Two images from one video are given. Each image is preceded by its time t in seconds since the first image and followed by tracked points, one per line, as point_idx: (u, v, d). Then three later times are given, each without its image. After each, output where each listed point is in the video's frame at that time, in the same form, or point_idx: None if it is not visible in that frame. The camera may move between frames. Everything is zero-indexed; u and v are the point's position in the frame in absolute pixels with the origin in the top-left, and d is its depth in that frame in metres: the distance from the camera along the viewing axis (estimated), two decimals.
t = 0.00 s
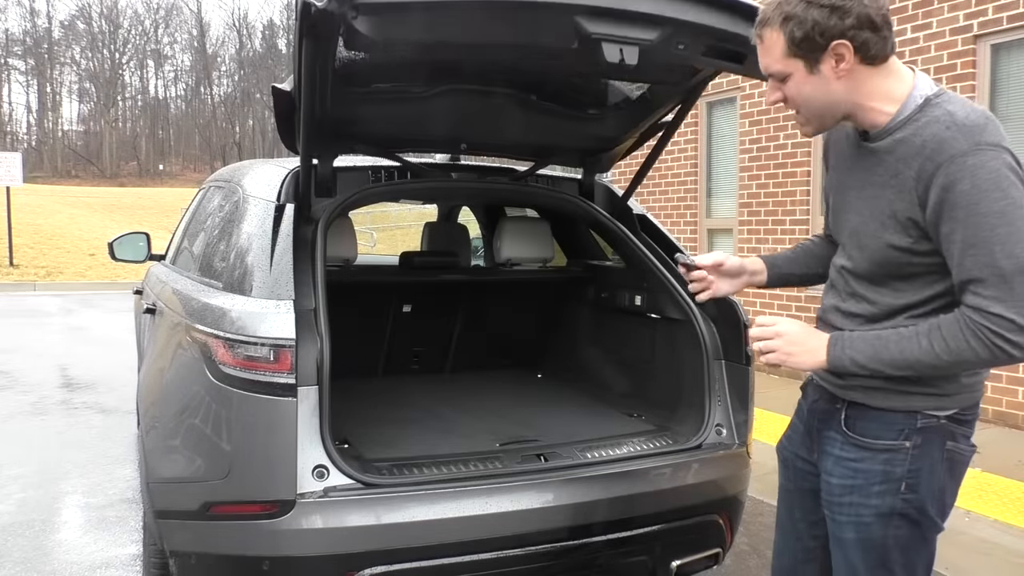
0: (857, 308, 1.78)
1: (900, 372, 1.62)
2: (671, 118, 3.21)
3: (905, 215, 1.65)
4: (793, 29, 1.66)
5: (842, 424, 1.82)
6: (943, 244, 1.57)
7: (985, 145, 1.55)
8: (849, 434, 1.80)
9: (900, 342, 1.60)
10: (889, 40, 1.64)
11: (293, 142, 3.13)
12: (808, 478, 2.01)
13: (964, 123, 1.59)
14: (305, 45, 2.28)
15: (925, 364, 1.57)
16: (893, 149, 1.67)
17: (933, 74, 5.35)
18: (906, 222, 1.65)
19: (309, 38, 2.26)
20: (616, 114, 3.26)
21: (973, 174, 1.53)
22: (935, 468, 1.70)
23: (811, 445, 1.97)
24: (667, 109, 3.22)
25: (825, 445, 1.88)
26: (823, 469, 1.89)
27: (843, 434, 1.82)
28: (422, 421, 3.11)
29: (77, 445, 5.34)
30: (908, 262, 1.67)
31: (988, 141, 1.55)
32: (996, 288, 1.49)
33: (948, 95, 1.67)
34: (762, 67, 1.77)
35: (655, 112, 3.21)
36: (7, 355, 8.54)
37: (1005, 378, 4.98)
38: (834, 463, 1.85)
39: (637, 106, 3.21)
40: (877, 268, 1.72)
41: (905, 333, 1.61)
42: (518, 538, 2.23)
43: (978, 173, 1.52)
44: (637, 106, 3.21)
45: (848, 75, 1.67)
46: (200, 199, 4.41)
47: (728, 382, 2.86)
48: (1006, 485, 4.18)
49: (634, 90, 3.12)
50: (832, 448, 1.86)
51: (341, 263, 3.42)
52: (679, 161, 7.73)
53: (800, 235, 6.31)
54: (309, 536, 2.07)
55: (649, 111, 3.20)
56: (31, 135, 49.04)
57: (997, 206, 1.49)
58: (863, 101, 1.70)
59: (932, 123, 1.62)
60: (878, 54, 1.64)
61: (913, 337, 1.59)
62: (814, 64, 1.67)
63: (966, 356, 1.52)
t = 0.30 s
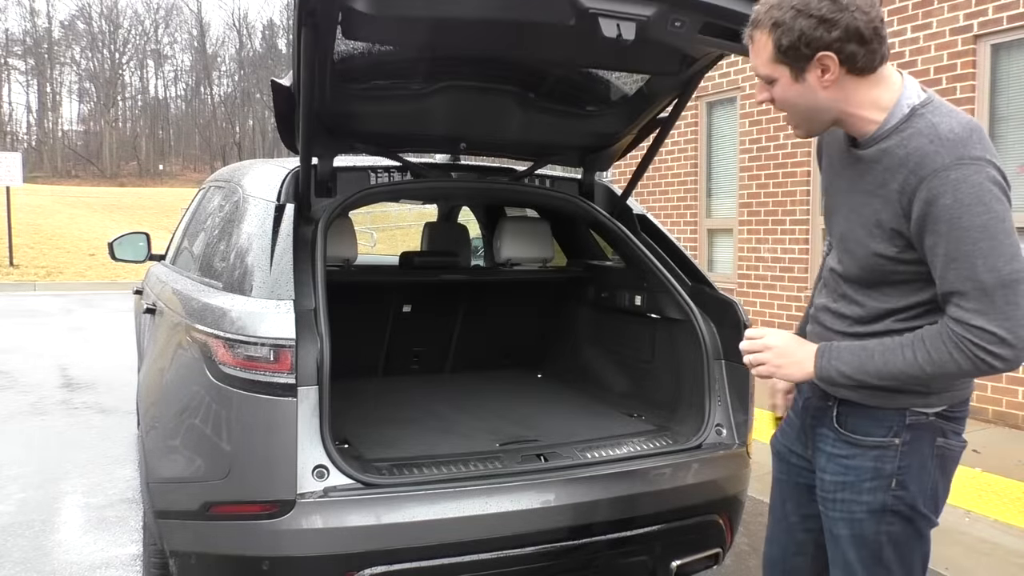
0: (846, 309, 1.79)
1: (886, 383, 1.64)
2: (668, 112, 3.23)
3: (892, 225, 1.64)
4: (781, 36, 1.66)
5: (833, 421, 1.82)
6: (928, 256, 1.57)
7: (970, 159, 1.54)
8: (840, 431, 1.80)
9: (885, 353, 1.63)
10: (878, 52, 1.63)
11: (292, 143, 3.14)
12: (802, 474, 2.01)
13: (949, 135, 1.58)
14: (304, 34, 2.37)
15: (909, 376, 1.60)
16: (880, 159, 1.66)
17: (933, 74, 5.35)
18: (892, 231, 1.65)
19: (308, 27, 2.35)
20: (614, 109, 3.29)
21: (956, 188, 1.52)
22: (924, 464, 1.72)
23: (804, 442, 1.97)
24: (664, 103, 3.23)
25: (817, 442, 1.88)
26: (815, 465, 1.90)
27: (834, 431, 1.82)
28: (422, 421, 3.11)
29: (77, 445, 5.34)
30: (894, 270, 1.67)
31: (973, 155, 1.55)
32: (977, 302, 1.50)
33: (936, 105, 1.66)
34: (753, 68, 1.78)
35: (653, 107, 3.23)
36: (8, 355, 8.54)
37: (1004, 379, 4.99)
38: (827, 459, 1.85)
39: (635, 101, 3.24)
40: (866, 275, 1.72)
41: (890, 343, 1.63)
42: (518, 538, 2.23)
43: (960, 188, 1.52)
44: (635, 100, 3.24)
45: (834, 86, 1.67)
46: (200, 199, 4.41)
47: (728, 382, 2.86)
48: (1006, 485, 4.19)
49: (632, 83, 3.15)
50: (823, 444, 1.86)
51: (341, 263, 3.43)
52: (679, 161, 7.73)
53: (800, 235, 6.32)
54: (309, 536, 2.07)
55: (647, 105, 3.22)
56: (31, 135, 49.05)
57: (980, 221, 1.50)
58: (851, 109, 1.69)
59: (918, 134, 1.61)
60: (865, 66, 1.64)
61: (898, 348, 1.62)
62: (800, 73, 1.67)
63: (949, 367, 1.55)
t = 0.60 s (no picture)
0: (828, 313, 1.80)
1: (867, 389, 1.64)
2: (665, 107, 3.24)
3: (854, 234, 1.67)
4: (730, 65, 1.65)
5: (820, 415, 1.82)
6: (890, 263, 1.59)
7: (919, 167, 1.56)
8: (826, 424, 1.81)
9: (861, 360, 1.62)
10: (824, 72, 1.64)
11: (293, 142, 3.14)
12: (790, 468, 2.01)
13: (897, 146, 1.60)
14: (303, 26, 2.41)
15: (884, 378, 1.60)
16: (835, 174, 1.68)
17: (933, 74, 5.35)
18: (856, 241, 1.66)
19: (310, 19, 2.40)
20: (612, 106, 3.32)
21: (907, 197, 1.54)
22: (907, 455, 1.73)
23: (790, 436, 1.98)
24: (662, 100, 3.24)
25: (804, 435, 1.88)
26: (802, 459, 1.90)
27: (820, 424, 1.82)
28: (421, 421, 3.11)
29: (77, 445, 5.34)
30: (863, 277, 1.68)
31: (920, 162, 1.56)
32: (940, 303, 1.51)
33: (883, 117, 1.67)
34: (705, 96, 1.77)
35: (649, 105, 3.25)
36: (8, 355, 8.54)
37: (1004, 379, 4.99)
38: (813, 452, 1.85)
39: (632, 97, 3.26)
40: (840, 281, 1.74)
41: (865, 349, 1.63)
42: (518, 538, 2.23)
43: (910, 196, 1.54)
44: (633, 97, 3.26)
45: (785, 109, 1.66)
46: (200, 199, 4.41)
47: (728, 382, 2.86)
48: (1006, 484, 4.19)
49: (629, 80, 3.19)
50: (809, 438, 1.86)
51: (341, 262, 3.43)
52: (679, 160, 7.73)
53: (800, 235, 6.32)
54: (309, 536, 2.07)
55: (644, 102, 3.24)
56: (31, 135, 49.05)
57: (933, 225, 1.51)
58: (803, 128, 1.69)
59: (869, 147, 1.63)
60: (814, 87, 1.64)
61: (874, 354, 1.61)
62: (754, 99, 1.66)
63: (924, 367, 1.54)
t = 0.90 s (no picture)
0: (793, 325, 1.88)
1: (838, 387, 1.72)
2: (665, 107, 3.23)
3: (788, 252, 1.80)
4: (644, 122, 1.78)
5: (807, 410, 1.88)
6: (828, 267, 1.72)
7: (832, 178, 1.73)
8: (815, 418, 1.87)
9: (826, 360, 1.71)
10: (728, 120, 1.78)
11: (292, 142, 3.14)
12: (767, 466, 2.04)
13: (807, 164, 1.77)
14: (303, 25, 2.41)
15: (853, 372, 1.69)
16: (763, 201, 1.81)
17: (933, 74, 5.35)
18: (790, 255, 1.80)
19: (312, 17, 2.39)
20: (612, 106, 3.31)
21: (830, 206, 1.69)
22: (891, 441, 1.85)
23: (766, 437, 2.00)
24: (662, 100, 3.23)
25: (790, 433, 1.91)
26: (787, 455, 1.93)
27: (807, 419, 1.88)
28: (421, 421, 3.12)
29: (77, 445, 5.33)
30: (804, 286, 1.81)
31: (832, 174, 1.74)
32: (881, 291, 1.65)
33: (783, 145, 1.85)
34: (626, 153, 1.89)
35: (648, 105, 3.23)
36: (9, 355, 8.54)
37: (1004, 378, 4.99)
38: (801, 446, 1.89)
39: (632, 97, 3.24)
40: (786, 296, 1.86)
41: (827, 350, 1.72)
42: (518, 538, 2.23)
43: (832, 204, 1.69)
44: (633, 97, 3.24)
45: (699, 156, 1.79)
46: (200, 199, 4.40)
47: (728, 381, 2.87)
48: (1006, 484, 4.19)
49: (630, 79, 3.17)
50: (795, 433, 1.90)
51: (341, 263, 3.42)
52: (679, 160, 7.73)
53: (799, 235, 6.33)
54: (309, 536, 2.07)
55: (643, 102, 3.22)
56: (31, 135, 49.05)
57: (858, 224, 1.67)
58: (718, 172, 1.82)
59: (782, 170, 1.79)
60: (722, 134, 1.77)
61: (834, 354, 1.70)
62: (670, 151, 1.79)
63: (883, 351, 1.66)
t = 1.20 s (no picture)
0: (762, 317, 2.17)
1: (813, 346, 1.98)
2: (666, 107, 3.23)
3: (730, 250, 2.09)
4: (568, 178, 2.09)
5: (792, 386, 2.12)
6: (766, 247, 2.02)
7: (740, 171, 2.06)
8: (800, 391, 2.11)
9: (792, 326, 1.98)
10: (639, 164, 2.10)
11: (292, 142, 3.14)
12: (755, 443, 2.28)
13: (715, 169, 2.09)
14: (303, 25, 2.41)
15: (821, 327, 1.96)
16: (693, 211, 2.11)
17: (933, 74, 5.35)
18: (731, 250, 2.09)
19: (311, 17, 2.39)
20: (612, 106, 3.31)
21: (751, 196, 2.00)
22: (869, 405, 2.10)
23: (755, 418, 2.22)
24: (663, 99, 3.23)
25: (779, 407, 2.14)
26: (778, 429, 2.16)
27: (793, 393, 2.12)
28: (422, 421, 3.12)
29: (77, 445, 5.33)
30: (750, 274, 2.11)
31: (739, 169, 2.07)
32: (816, 250, 1.96)
33: (689, 165, 2.17)
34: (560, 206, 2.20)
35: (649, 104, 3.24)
36: (9, 355, 8.54)
37: (1004, 378, 4.99)
38: (791, 418, 2.13)
39: (632, 97, 3.25)
40: (742, 290, 2.14)
41: (790, 319, 2.00)
42: (519, 538, 2.23)
43: (749, 193, 2.01)
44: (633, 97, 3.25)
45: (620, 200, 2.10)
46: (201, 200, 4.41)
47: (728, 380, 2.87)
48: (1006, 484, 4.19)
49: (630, 79, 3.18)
50: (785, 407, 2.14)
51: (341, 263, 3.42)
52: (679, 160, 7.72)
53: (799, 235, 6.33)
54: (309, 536, 2.07)
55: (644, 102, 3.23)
56: (31, 135, 49.04)
57: (776, 202, 1.99)
58: (639, 209, 2.13)
59: (700, 181, 2.10)
60: (636, 178, 2.09)
61: (798, 319, 1.98)
62: (594, 198, 2.10)
63: (837, 299, 1.95)
